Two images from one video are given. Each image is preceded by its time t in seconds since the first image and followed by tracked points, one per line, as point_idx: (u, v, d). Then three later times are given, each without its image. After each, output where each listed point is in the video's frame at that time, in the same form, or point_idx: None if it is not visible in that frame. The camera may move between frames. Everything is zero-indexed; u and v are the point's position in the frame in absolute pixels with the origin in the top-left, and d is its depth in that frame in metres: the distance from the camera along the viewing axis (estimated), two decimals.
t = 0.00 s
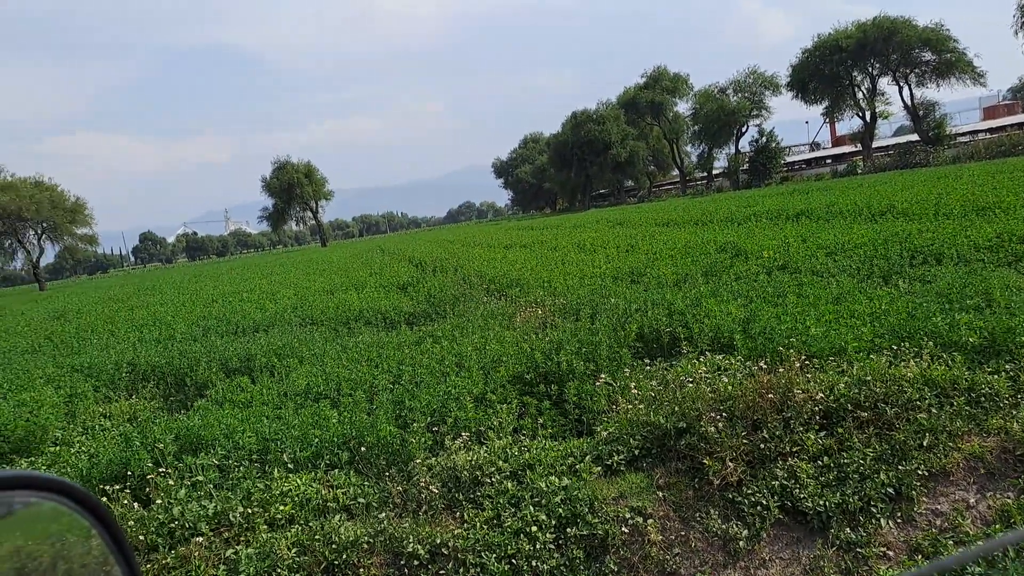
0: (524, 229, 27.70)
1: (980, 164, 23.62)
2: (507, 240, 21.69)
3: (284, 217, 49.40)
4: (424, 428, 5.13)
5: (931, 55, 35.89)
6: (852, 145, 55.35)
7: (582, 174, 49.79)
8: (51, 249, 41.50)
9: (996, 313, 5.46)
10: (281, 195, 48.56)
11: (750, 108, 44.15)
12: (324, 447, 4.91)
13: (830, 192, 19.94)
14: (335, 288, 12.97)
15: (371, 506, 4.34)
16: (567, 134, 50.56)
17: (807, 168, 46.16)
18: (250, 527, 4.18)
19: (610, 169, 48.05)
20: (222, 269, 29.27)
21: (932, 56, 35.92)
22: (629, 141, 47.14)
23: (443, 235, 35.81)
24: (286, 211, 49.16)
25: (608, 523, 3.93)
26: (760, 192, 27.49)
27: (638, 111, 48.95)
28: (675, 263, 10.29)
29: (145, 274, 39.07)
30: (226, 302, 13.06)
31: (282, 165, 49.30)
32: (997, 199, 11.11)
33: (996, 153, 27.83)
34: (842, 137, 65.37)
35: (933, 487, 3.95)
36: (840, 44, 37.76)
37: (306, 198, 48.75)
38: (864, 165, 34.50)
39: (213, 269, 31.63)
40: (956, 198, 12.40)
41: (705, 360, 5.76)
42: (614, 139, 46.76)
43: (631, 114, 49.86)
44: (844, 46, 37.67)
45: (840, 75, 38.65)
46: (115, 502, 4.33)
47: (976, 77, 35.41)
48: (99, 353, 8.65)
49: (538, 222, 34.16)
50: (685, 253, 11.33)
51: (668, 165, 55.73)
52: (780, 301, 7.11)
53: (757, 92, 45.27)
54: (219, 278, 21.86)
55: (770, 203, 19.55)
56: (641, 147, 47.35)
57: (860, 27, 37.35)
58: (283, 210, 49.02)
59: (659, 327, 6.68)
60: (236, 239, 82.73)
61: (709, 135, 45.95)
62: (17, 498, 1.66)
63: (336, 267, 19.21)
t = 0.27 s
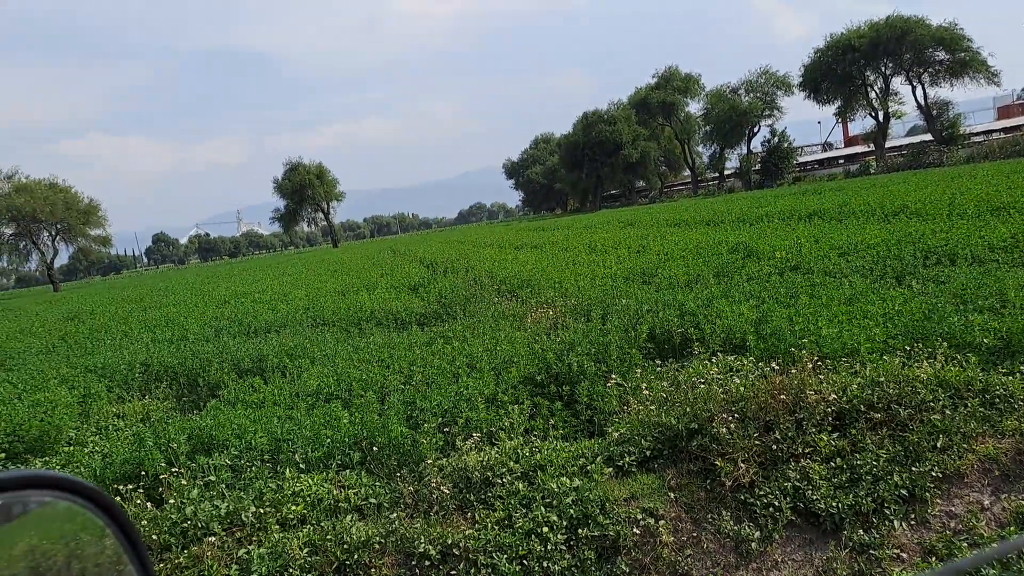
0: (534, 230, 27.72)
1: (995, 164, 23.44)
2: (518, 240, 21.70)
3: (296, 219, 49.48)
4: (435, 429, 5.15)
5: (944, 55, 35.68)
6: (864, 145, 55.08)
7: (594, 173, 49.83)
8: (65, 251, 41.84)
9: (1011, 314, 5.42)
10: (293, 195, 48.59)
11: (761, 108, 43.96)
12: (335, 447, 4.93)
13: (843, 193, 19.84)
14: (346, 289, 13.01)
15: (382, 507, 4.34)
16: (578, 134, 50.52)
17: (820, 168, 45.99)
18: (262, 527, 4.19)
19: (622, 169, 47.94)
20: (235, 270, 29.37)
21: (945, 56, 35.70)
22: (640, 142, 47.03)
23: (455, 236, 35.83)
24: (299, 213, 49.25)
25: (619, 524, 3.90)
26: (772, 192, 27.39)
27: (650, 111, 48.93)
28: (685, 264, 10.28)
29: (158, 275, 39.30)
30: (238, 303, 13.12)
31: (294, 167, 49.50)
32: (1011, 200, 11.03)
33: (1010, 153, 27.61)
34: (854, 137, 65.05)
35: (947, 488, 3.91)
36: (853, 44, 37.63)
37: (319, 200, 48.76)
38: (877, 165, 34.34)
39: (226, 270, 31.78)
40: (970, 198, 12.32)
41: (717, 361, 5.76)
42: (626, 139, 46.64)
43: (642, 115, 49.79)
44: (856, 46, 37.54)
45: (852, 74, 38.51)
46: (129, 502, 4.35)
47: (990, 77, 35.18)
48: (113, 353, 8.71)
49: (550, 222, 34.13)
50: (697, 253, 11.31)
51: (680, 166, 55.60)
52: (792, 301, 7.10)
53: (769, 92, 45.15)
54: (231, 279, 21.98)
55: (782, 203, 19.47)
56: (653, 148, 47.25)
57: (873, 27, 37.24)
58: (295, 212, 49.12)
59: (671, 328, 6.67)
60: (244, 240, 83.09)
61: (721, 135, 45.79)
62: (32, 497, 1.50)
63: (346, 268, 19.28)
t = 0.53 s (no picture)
0: (541, 230, 27.73)
1: (1005, 164, 23.32)
2: (525, 241, 21.71)
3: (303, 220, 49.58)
4: (442, 430, 5.16)
5: (952, 55, 35.52)
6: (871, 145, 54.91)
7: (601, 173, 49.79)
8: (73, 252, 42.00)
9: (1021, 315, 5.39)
10: (301, 196, 48.63)
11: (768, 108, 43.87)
12: (342, 448, 4.95)
13: (851, 193, 19.78)
14: (353, 290, 13.03)
15: (389, 507, 4.35)
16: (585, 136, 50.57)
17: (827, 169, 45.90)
18: (269, 527, 4.19)
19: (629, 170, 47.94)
20: (243, 270, 29.45)
21: (953, 55, 35.54)
22: (647, 142, 47.09)
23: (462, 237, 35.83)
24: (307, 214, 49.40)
25: (626, 525, 3.89)
26: (780, 193, 27.32)
27: (656, 112, 48.96)
28: (692, 265, 10.27)
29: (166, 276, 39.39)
30: (245, 304, 13.16)
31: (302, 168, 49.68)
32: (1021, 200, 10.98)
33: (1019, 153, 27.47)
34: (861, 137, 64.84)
35: (955, 490, 3.89)
36: (860, 44, 37.53)
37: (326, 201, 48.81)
38: (885, 165, 34.24)
39: (233, 270, 31.85)
40: (979, 198, 12.27)
41: (724, 362, 5.75)
42: (632, 140, 46.69)
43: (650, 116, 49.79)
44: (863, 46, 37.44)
45: (860, 74, 38.39)
46: (137, 502, 4.37)
47: (998, 77, 35.02)
48: (121, 354, 8.75)
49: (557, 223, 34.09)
50: (704, 254, 11.30)
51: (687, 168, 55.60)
52: (800, 302, 7.09)
53: (777, 93, 45.11)
54: (239, 280, 22.05)
55: (789, 204, 19.44)
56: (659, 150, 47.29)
57: (880, 27, 37.14)
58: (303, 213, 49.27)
59: (678, 329, 6.66)
60: (252, 241, 82.82)
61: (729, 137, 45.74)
62: (43, 495, 1.47)
63: (353, 269, 19.32)
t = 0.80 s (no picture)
0: (543, 231, 27.72)
1: (1008, 164, 23.26)
2: (526, 242, 21.69)
3: (304, 220, 49.60)
4: (443, 430, 5.16)
5: (954, 55, 35.48)
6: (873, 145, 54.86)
7: (602, 174, 49.74)
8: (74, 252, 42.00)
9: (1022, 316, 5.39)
10: (303, 197, 48.61)
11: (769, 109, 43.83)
12: (344, 449, 4.95)
13: (852, 194, 19.77)
14: (354, 290, 13.04)
15: (390, 508, 4.35)
16: (586, 136, 50.57)
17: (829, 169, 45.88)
18: (271, 528, 4.19)
19: (630, 170, 47.94)
20: (245, 271, 29.45)
21: (955, 56, 35.49)
22: (648, 143, 47.06)
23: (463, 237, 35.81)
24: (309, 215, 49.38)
25: (627, 526, 3.89)
26: (782, 194, 27.26)
27: (658, 112, 48.97)
28: (693, 265, 10.27)
29: (167, 277, 39.39)
30: (247, 304, 13.17)
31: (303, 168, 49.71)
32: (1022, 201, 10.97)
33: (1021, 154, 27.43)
34: (863, 137, 64.71)
35: (957, 491, 3.89)
36: (862, 44, 37.52)
37: (327, 201, 48.77)
38: (887, 166, 34.20)
39: (234, 271, 31.84)
40: (981, 199, 12.26)
41: (725, 362, 5.76)
42: (633, 141, 46.71)
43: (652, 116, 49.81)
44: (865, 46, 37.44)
45: (862, 74, 38.38)
46: (138, 502, 4.37)
47: (1000, 77, 34.99)
48: (122, 354, 8.76)
49: (558, 224, 34.05)
50: (705, 254, 11.29)
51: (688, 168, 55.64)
52: (801, 303, 7.08)
53: (779, 95, 45.20)
54: (239, 280, 22.06)
55: (790, 204, 19.43)
56: (660, 150, 47.31)
57: (882, 27, 37.13)
58: (304, 213, 49.24)
59: (679, 329, 6.66)
60: (253, 241, 82.81)
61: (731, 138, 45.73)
62: (45, 495, 1.48)
63: (354, 270, 19.32)
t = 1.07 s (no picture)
0: (544, 232, 27.72)
1: (1009, 165, 23.25)
2: (527, 242, 21.70)
3: (304, 221, 49.59)
4: (444, 431, 5.16)
5: (955, 56, 35.50)
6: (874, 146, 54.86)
7: (603, 175, 49.75)
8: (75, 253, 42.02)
9: None
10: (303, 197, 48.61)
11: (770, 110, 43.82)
12: (345, 450, 4.96)
13: (853, 195, 19.78)
14: (355, 291, 13.04)
15: (391, 508, 4.34)
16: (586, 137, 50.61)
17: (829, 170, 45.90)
18: (272, 528, 4.19)
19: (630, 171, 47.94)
20: (245, 272, 29.44)
21: (956, 57, 35.52)
22: (649, 144, 47.07)
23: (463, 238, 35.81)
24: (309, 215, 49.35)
25: (628, 527, 3.88)
26: (783, 195, 27.26)
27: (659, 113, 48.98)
28: (694, 266, 10.27)
29: (167, 277, 39.38)
30: (248, 305, 13.18)
31: (304, 169, 49.74)
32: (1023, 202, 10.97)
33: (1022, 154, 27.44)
34: (863, 138, 64.70)
35: (958, 492, 3.88)
36: (862, 46, 37.56)
37: (327, 202, 48.75)
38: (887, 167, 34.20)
39: (235, 272, 31.85)
40: (981, 200, 12.26)
41: (726, 363, 5.76)
42: (634, 142, 46.71)
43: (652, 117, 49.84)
44: (866, 47, 37.46)
45: (862, 76, 38.41)
46: (139, 502, 4.37)
47: (1001, 78, 35.00)
48: (124, 354, 8.76)
49: (558, 225, 34.03)
50: (706, 255, 11.29)
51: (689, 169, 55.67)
52: (802, 303, 7.08)
53: (779, 95, 45.13)
54: (240, 281, 22.07)
55: (791, 205, 19.43)
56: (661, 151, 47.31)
57: (883, 28, 37.16)
58: (304, 214, 49.23)
59: (680, 330, 6.67)
60: (254, 242, 82.83)
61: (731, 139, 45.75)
62: (50, 495, 1.48)
63: (355, 270, 19.32)
